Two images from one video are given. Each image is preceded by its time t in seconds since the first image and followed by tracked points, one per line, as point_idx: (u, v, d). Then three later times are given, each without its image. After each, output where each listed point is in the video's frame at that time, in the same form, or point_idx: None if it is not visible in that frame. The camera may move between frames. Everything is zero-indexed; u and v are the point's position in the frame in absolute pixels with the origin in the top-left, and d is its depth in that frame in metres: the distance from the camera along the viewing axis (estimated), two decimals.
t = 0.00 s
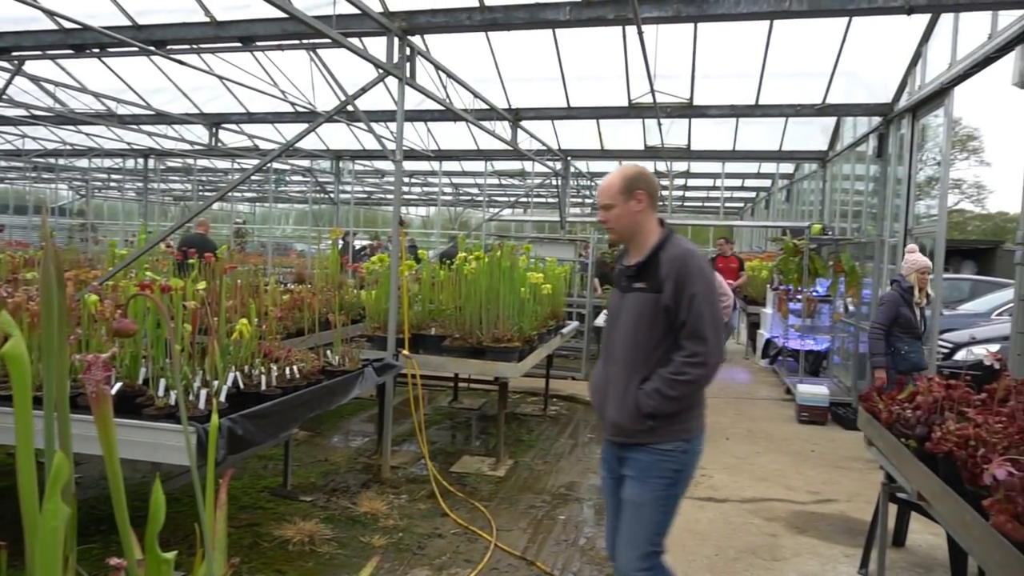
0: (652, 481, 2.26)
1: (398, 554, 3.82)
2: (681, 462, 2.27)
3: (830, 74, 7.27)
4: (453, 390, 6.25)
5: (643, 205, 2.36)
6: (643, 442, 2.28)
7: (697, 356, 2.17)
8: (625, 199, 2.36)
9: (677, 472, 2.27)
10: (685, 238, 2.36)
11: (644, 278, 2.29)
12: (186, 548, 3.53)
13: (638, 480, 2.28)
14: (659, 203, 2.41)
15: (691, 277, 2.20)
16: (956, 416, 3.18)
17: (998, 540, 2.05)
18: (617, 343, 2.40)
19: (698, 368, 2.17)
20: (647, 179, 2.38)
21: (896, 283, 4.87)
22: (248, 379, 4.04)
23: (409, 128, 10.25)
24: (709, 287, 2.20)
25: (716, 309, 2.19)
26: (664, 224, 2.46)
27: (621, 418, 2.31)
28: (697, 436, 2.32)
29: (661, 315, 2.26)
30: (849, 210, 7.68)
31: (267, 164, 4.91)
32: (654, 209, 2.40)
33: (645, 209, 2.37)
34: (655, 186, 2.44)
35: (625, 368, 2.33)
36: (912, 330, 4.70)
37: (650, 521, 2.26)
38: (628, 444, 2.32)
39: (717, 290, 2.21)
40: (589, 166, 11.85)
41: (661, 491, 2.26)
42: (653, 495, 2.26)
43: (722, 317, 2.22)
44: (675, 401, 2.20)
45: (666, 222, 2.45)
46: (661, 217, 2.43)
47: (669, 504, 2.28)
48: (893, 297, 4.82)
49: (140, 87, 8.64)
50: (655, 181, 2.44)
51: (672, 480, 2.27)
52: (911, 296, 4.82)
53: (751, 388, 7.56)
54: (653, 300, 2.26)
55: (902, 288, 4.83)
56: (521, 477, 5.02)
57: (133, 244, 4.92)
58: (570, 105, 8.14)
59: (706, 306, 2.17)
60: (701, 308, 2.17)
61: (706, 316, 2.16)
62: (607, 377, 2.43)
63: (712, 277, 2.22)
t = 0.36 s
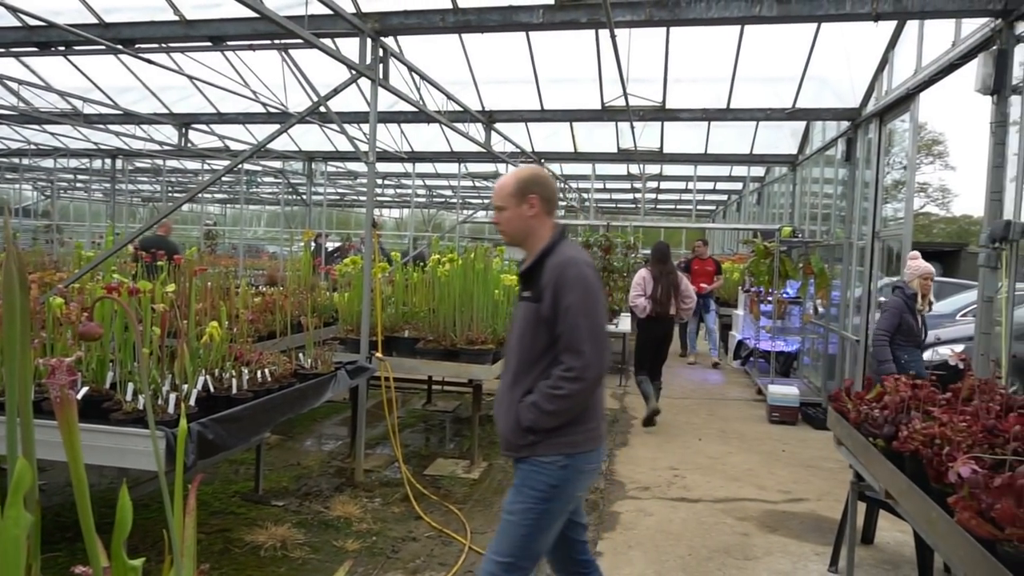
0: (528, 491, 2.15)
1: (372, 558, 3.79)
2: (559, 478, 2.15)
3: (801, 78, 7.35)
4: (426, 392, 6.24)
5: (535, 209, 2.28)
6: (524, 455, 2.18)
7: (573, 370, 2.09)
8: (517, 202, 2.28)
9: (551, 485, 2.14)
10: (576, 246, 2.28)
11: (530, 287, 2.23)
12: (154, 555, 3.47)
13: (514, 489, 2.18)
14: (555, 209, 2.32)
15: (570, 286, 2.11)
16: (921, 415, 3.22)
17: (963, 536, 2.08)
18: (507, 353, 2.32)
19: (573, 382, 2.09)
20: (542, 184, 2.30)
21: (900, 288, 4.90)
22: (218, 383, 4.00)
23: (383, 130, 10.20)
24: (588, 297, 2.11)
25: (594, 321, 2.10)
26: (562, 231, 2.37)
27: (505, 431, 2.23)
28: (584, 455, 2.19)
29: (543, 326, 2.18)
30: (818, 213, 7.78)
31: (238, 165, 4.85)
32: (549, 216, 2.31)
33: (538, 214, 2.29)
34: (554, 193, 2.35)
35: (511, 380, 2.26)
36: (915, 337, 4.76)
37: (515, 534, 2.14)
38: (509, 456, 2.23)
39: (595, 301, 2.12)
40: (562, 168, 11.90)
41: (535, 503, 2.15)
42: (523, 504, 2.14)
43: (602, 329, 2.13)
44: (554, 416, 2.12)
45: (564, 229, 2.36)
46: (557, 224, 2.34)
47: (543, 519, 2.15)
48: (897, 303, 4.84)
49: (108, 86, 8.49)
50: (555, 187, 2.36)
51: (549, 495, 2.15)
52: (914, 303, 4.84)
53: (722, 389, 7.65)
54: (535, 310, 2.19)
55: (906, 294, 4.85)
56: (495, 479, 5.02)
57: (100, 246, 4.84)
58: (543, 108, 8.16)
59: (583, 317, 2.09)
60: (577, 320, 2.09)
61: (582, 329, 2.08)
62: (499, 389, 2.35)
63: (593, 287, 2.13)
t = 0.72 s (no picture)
0: (413, 497, 1.98)
1: (363, 562, 3.77)
2: (446, 481, 1.97)
3: (791, 81, 7.36)
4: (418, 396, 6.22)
5: (426, 186, 2.09)
6: (403, 456, 2.00)
7: (446, 368, 1.89)
8: (406, 177, 2.10)
9: (437, 488, 1.97)
10: (471, 230, 2.07)
11: (416, 274, 2.04)
12: (145, 560, 3.44)
13: (399, 496, 2.01)
14: (450, 187, 2.12)
15: (448, 275, 1.92)
16: (912, 417, 3.24)
17: (954, 536, 2.09)
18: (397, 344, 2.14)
19: (445, 382, 1.89)
20: (436, 159, 2.10)
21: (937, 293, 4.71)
22: (209, 386, 3.98)
23: (374, 133, 10.20)
24: (467, 288, 1.91)
25: (473, 314, 1.90)
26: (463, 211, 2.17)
27: (386, 429, 2.06)
28: (474, 454, 2.00)
29: (423, 318, 1.99)
30: (809, 216, 7.82)
31: (229, 167, 4.82)
32: (442, 194, 2.11)
33: (429, 192, 2.10)
34: (454, 169, 2.15)
35: (395, 374, 2.08)
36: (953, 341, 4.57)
37: (405, 544, 1.98)
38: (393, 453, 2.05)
39: (476, 293, 1.92)
40: (554, 171, 11.93)
41: (421, 511, 1.98)
42: (411, 514, 1.98)
43: (484, 323, 1.93)
44: (428, 416, 1.93)
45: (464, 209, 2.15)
46: (454, 203, 2.14)
47: (435, 524, 1.99)
48: (934, 307, 4.66)
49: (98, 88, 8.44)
50: (456, 163, 2.15)
51: (437, 500, 1.98)
52: (953, 307, 4.65)
53: (714, 391, 7.66)
54: (418, 300, 2.01)
55: (944, 299, 4.67)
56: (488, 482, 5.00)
57: (89, 248, 4.80)
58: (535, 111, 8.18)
59: (458, 310, 1.89)
60: (452, 315, 1.89)
61: (457, 324, 1.89)
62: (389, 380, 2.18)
63: (475, 276, 1.93)
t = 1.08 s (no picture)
0: (355, 507, 1.93)
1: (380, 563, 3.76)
2: (381, 485, 1.92)
3: (809, 83, 7.32)
4: (435, 398, 6.22)
5: (341, 178, 2.05)
6: (328, 461, 1.96)
7: (353, 368, 1.84)
8: (321, 170, 2.06)
9: (377, 492, 1.92)
10: (387, 222, 2.00)
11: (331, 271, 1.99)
12: (165, 560, 3.46)
13: (343, 509, 1.96)
14: (368, 179, 2.08)
15: (353, 271, 1.86)
16: (934, 421, 3.19)
17: (979, 543, 2.06)
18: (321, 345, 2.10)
19: (352, 382, 1.84)
20: (352, 151, 2.06)
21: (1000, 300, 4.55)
22: (228, 388, 4.01)
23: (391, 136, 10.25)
24: (372, 284, 1.84)
25: (377, 312, 1.83)
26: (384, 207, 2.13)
27: (309, 434, 2.01)
28: (406, 454, 1.96)
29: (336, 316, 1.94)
30: (827, 217, 7.76)
31: (247, 171, 4.86)
32: (359, 187, 2.06)
33: (345, 184, 2.05)
34: (373, 163, 2.11)
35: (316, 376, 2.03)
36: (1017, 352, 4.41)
37: (366, 553, 1.93)
38: (321, 463, 2.01)
39: (383, 288, 1.85)
40: (570, 174, 11.93)
41: (368, 520, 1.93)
42: (361, 525, 1.93)
43: (392, 320, 1.85)
44: (341, 419, 1.87)
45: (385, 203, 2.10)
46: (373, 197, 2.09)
47: (389, 526, 1.94)
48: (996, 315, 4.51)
49: (118, 93, 8.54)
50: (376, 157, 2.11)
51: (379, 505, 1.93)
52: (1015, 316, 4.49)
53: (731, 394, 7.61)
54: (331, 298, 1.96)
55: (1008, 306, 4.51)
56: (504, 485, 4.99)
57: (110, 251, 4.85)
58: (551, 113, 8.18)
59: (362, 307, 1.83)
60: (357, 312, 1.84)
61: (361, 322, 1.83)
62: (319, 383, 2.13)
63: (382, 269, 1.86)
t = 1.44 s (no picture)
0: (238, 501, 1.96)
1: (395, 565, 3.77)
2: (263, 481, 1.95)
3: (825, 84, 7.29)
4: (450, 401, 6.23)
5: (244, 171, 2.07)
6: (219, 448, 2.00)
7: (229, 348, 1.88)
8: (224, 164, 2.09)
9: (259, 489, 1.95)
10: (284, 211, 2.04)
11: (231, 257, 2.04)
12: (183, 561, 3.49)
13: (228, 503, 1.99)
14: (271, 173, 2.11)
15: (235, 254, 1.90)
16: (953, 426, 3.15)
17: (998, 548, 2.04)
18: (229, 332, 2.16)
19: (229, 362, 1.88)
20: (255, 145, 2.09)
21: None
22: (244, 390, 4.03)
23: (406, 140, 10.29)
24: (251, 266, 1.88)
25: (254, 294, 1.86)
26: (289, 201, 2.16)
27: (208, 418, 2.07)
28: (289, 452, 1.97)
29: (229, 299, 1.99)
30: (845, 220, 7.70)
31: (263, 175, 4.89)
32: (262, 179, 2.10)
33: (248, 177, 2.08)
34: (276, 157, 2.14)
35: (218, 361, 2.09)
36: None
37: (241, 549, 1.94)
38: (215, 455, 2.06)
39: (260, 270, 1.88)
40: (585, 177, 11.92)
41: (246, 516, 1.96)
42: (240, 520, 1.95)
43: (270, 303, 1.88)
44: (224, 400, 1.92)
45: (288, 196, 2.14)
46: (276, 190, 2.12)
47: (268, 526, 1.95)
48: None
49: (137, 98, 8.64)
50: (279, 152, 2.15)
51: (258, 501, 1.96)
52: None
53: (747, 398, 7.56)
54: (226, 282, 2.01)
55: None
56: (519, 488, 4.99)
57: (129, 255, 4.90)
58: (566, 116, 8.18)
59: (237, 288, 1.87)
60: (236, 294, 1.88)
61: (238, 303, 1.87)
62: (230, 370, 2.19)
63: (265, 254, 1.90)
